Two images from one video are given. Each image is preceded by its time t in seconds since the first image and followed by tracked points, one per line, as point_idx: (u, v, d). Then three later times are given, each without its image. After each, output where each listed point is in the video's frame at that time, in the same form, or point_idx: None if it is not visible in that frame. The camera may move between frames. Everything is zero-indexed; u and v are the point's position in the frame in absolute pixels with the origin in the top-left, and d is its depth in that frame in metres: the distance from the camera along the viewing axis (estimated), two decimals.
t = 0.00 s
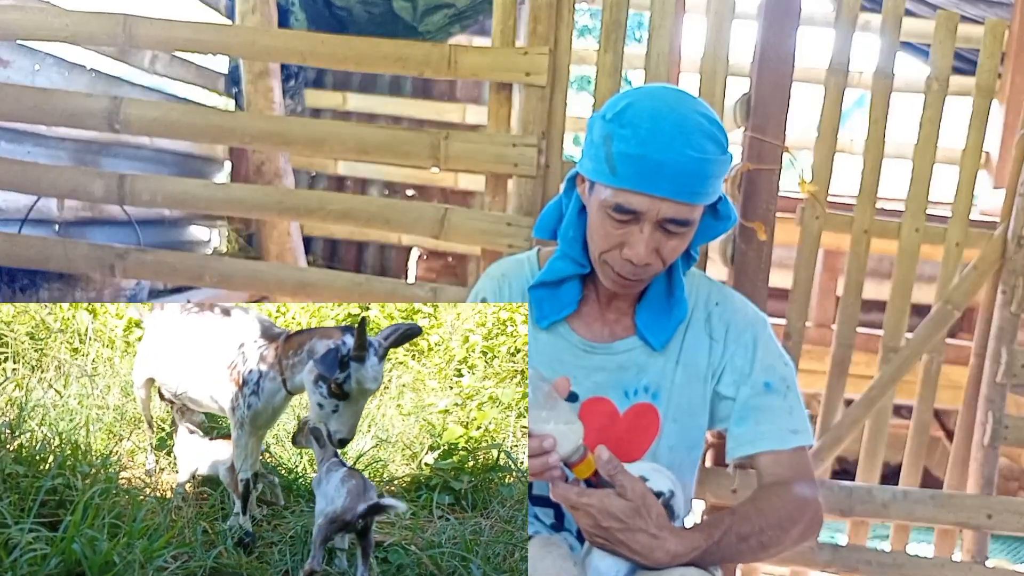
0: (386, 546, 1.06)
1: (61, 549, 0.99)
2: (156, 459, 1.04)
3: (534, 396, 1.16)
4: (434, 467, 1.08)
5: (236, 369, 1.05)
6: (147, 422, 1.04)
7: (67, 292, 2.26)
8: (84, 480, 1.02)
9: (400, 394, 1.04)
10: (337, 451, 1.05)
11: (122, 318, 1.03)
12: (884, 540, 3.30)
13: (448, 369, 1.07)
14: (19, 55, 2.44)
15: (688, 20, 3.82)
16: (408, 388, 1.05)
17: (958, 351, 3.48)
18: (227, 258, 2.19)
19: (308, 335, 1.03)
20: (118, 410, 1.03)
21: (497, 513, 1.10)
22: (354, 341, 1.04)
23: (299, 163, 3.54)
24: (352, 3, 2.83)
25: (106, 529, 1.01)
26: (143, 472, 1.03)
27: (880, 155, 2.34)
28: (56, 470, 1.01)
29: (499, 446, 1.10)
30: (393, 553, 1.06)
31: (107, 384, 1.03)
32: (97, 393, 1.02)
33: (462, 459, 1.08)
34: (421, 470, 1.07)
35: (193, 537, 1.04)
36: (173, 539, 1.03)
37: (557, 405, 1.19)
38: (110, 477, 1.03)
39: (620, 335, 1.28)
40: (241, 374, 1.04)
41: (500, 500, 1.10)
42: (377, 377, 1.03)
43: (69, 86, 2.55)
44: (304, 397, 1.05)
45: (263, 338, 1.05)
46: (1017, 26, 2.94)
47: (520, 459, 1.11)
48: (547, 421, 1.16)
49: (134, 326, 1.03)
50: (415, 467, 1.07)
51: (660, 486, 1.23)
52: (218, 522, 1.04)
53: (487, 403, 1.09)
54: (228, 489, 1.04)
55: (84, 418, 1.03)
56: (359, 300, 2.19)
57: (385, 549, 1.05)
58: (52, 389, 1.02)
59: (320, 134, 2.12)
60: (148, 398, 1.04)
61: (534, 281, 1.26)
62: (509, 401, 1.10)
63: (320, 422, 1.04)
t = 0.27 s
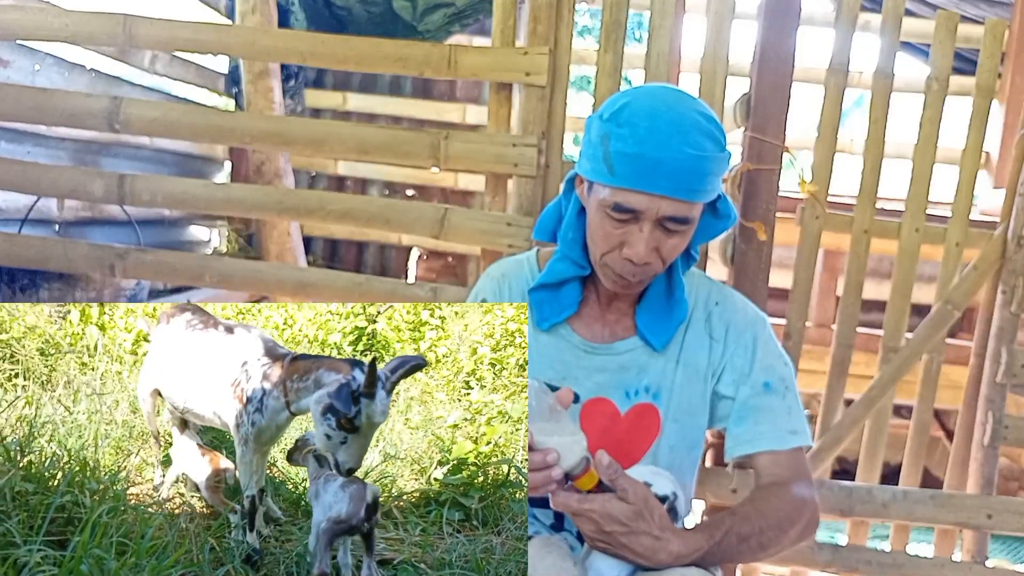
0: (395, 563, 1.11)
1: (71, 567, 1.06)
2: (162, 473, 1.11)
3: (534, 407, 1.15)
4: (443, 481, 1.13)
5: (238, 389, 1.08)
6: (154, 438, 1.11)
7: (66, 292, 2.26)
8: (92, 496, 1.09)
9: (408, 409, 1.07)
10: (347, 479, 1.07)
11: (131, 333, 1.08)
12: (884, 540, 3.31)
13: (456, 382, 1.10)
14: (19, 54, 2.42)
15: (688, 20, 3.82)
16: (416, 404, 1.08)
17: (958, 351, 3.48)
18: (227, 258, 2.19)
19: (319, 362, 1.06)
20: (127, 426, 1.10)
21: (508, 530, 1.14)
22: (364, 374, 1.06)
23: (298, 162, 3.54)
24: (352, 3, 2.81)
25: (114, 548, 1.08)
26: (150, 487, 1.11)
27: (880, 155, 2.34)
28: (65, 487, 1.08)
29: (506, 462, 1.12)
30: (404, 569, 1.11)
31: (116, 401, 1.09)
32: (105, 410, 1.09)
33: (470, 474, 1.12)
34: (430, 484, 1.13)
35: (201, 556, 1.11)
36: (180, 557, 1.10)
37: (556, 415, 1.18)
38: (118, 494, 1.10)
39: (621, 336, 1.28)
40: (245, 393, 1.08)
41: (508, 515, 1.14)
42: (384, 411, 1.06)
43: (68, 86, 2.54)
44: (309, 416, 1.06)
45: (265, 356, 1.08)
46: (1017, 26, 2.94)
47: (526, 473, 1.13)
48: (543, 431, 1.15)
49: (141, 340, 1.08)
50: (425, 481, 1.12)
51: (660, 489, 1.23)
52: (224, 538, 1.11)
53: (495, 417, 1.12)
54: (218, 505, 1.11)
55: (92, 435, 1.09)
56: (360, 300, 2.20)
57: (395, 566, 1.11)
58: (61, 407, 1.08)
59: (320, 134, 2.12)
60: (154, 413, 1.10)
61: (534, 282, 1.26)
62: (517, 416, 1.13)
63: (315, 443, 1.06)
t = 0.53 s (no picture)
0: None
1: None
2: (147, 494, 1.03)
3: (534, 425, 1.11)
4: (429, 494, 1.06)
5: (222, 407, 1.01)
6: (138, 456, 1.03)
7: (66, 292, 2.26)
8: (76, 518, 1.02)
9: (392, 421, 1.01)
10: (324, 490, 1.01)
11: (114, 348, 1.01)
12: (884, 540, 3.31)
13: (438, 393, 1.03)
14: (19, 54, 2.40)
15: (688, 20, 3.82)
16: (398, 417, 1.01)
17: (958, 351, 3.48)
18: (227, 258, 2.19)
19: (303, 379, 1.00)
20: (110, 444, 1.02)
21: (496, 542, 1.07)
22: (352, 394, 1.00)
23: (298, 162, 3.54)
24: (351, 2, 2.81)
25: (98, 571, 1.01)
26: (135, 507, 1.03)
27: (880, 155, 2.34)
28: (48, 509, 1.01)
29: (493, 473, 1.06)
30: None
31: (100, 416, 1.02)
32: (90, 426, 1.02)
33: (456, 487, 1.05)
34: (416, 497, 1.06)
35: None
36: None
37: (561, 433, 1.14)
38: (101, 515, 1.02)
39: (621, 336, 1.28)
40: (228, 412, 1.00)
41: (498, 529, 1.07)
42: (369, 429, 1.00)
43: (68, 86, 2.52)
44: (292, 433, 1.00)
45: (247, 374, 1.01)
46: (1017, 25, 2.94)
47: (515, 485, 1.08)
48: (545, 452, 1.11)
49: (124, 357, 1.01)
50: (410, 494, 1.05)
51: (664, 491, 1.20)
52: (213, 558, 1.02)
53: (480, 429, 1.05)
54: (213, 524, 1.03)
55: (77, 453, 1.03)
56: (359, 300, 2.20)
57: None
58: (43, 426, 1.01)
59: (320, 134, 2.12)
60: (138, 431, 1.02)
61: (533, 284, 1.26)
62: (502, 426, 1.06)
63: (304, 459, 1.00)
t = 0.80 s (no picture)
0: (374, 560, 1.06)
1: None
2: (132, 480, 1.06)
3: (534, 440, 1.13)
4: (414, 474, 1.09)
5: (203, 390, 1.04)
6: (121, 444, 1.06)
7: (66, 292, 2.26)
8: (59, 509, 1.03)
9: (377, 403, 1.05)
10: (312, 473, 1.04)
11: (94, 338, 1.04)
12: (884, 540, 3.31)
13: (421, 375, 1.07)
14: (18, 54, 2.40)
15: (688, 20, 3.82)
16: (383, 398, 1.05)
17: (958, 351, 3.48)
18: (227, 258, 2.19)
19: (286, 361, 1.03)
20: (93, 434, 1.05)
21: (481, 520, 1.09)
22: (337, 375, 1.02)
23: (298, 162, 3.54)
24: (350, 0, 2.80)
25: (83, 561, 1.01)
26: (122, 495, 1.06)
27: (880, 155, 2.34)
28: (29, 501, 1.02)
29: (478, 452, 1.08)
30: (381, 566, 1.06)
31: (82, 407, 1.04)
32: (71, 418, 1.04)
33: (441, 466, 1.09)
34: (402, 478, 1.09)
35: (175, 564, 1.04)
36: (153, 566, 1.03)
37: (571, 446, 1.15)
38: (86, 504, 1.04)
39: (623, 337, 1.28)
40: (210, 395, 1.04)
41: (483, 506, 1.09)
42: (354, 409, 1.03)
43: (67, 86, 2.52)
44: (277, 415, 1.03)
45: (229, 357, 1.04)
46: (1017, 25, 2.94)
47: (500, 463, 1.09)
48: (556, 471, 1.13)
49: (105, 346, 1.04)
50: (397, 475, 1.09)
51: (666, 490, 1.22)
52: (201, 544, 1.04)
53: (462, 409, 1.08)
54: (200, 509, 1.05)
55: (58, 445, 1.04)
56: (359, 300, 2.20)
57: (371, 563, 1.06)
58: (23, 418, 1.03)
59: (319, 134, 2.12)
60: (121, 420, 1.05)
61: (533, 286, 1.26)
62: (486, 405, 1.08)
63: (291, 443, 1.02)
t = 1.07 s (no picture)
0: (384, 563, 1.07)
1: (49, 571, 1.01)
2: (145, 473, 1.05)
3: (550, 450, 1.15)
4: (428, 479, 1.09)
5: (217, 384, 1.04)
6: (135, 437, 1.05)
7: (66, 292, 2.26)
8: (73, 499, 1.03)
9: (393, 408, 1.05)
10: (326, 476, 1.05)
11: (113, 333, 1.04)
12: (884, 541, 3.31)
13: (439, 381, 1.07)
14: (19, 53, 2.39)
15: (688, 20, 3.82)
16: (400, 403, 1.06)
17: (958, 351, 3.49)
18: (227, 258, 2.19)
19: (301, 359, 1.03)
20: (109, 426, 1.05)
21: (494, 527, 1.10)
22: (350, 378, 1.03)
23: (298, 162, 3.54)
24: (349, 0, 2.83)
25: (95, 550, 1.02)
26: (134, 488, 1.05)
27: (880, 155, 2.34)
28: (44, 488, 1.03)
29: (494, 460, 1.09)
30: (391, 568, 1.06)
31: (99, 400, 1.05)
32: (88, 409, 1.05)
33: (457, 472, 1.08)
34: (415, 482, 1.09)
35: (185, 556, 1.04)
36: (163, 559, 1.03)
37: (592, 461, 1.14)
38: (98, 495, 1.04)
39: (624, 337, 1.28)
40: (224, 390, 1.04)
41: (497, 514, 1.10)
42: (363, 413, 1.03)
43: (68, 86, 2.52)
44: (288, 410, 1.03)
45: (243, 352, 1.04)
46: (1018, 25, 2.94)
47: (516, 471, 1.10)
48: (574, 487, 1.12)
49: (122, 340, 1.04)
50: (410, 479, 1.09)
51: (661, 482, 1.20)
52: (210, 539, 1.04)
53: (479, 415, 1.09)
54: (191, 504, 1.05)
55: (75, 436, 1.04)
56: (359, 300, 2.20)
57: (382, 564, 1.06)
58: (41, 406, 1.03)
59: (319, 134, 2.12)
60: (134, 412, 1.05)
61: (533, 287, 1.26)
62: (503, 413, 1.09)
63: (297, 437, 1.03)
